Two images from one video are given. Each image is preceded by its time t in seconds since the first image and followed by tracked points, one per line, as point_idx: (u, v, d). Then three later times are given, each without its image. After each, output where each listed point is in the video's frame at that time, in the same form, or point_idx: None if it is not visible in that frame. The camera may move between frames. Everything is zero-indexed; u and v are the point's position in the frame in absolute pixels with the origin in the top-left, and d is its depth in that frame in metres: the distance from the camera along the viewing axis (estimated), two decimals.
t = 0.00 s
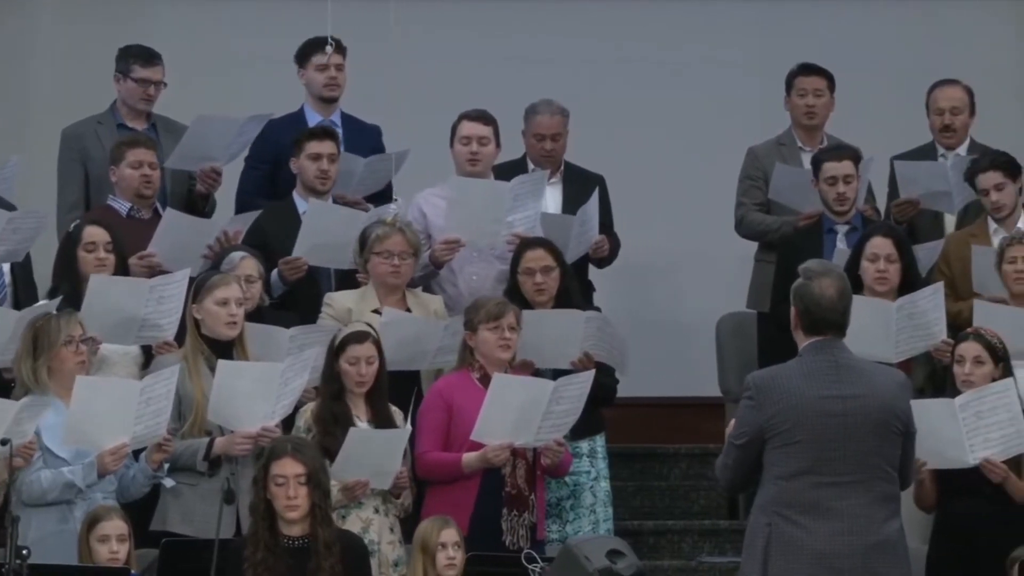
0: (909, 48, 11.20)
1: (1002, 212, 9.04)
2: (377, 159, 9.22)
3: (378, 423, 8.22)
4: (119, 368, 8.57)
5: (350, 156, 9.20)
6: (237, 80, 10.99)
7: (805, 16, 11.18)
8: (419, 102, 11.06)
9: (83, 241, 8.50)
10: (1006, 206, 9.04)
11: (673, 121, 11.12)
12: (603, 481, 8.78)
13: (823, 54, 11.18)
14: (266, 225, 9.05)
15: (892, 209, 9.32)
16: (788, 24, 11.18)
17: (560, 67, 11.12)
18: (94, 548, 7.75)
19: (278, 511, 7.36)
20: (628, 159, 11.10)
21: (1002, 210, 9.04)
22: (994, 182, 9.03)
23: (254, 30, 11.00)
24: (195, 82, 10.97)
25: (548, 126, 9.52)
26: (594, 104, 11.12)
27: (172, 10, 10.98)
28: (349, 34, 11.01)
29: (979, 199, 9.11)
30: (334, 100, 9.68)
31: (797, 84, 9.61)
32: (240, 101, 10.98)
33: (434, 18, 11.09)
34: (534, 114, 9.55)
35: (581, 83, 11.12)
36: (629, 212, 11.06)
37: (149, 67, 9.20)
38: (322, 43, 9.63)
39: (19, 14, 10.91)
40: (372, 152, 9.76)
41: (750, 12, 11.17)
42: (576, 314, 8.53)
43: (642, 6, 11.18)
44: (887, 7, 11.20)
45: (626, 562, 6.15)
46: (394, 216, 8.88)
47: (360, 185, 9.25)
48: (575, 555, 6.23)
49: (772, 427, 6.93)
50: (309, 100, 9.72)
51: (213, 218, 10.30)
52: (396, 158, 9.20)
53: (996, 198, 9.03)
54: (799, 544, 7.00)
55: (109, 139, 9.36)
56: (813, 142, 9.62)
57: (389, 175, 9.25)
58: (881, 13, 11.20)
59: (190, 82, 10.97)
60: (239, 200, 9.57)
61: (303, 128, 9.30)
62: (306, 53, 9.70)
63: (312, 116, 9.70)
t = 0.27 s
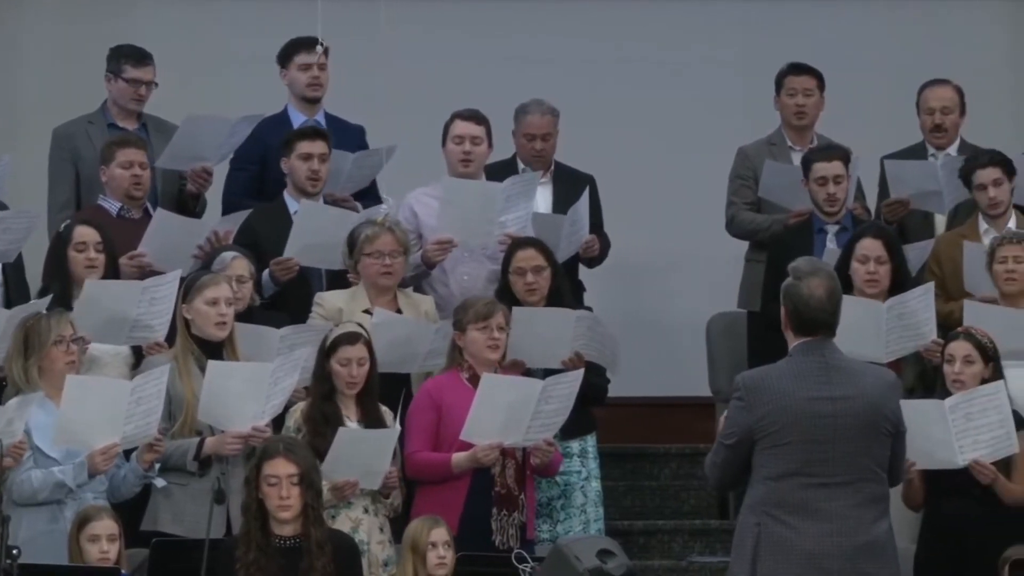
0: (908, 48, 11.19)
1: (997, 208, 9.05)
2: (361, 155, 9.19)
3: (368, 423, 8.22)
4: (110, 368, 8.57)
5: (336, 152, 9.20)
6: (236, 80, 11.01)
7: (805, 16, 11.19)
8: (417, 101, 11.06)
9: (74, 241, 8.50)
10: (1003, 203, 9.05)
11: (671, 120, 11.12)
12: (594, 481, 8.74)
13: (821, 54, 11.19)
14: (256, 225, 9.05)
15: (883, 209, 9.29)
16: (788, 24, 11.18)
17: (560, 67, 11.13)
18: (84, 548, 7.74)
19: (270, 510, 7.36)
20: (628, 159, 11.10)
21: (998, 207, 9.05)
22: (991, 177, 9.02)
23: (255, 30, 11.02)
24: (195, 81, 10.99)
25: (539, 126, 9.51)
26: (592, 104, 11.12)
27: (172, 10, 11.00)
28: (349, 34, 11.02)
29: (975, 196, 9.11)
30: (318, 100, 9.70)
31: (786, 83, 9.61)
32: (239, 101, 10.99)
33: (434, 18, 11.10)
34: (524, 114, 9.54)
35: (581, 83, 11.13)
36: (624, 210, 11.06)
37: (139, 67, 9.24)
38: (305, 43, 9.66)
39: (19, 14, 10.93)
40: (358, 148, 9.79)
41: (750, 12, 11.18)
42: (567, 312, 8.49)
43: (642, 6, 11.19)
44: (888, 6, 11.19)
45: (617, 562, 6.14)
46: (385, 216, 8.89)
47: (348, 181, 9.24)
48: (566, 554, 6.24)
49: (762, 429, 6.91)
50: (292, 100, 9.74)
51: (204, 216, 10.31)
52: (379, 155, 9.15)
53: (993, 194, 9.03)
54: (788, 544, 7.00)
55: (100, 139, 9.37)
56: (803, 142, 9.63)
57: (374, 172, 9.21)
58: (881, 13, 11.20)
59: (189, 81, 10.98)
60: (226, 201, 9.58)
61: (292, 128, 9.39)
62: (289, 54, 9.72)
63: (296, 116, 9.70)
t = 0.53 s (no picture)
0: (907, 49, 11.20)
1: (993, 208, 9.06)
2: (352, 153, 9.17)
3: (359, 423, 8.22)
4: (102, 368, 8.57)
5: (328, 153, 9.18)
6: (235, 79, 11.00)
7: (805, 16, 11.20)
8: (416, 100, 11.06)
9: (67, 241, 8.49)
10: (998, 203, 9.06)
11: (670, 120, 11.12)
12: (588, 481, 8.71)
13: (821, 54, 11.20)
14: (250, 226, 9.05)
15: (875, 209, 9.27)
16: (788, 24, 11.19)
17: (559, 67, 11.14)
18: (77, 548, 7.73)
19: (263, 510, 7.36)
20: (628, 159, 11.10)
21: (994, 206, 9.06)
22: (989, 176, 9.03)
23: (256, 30, 11.02)
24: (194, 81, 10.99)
25: (531, 126, 9.52)
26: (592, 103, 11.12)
27: (174, 9, 11.00)
28: (350, 34, 11.04)
29: (970, 195, 9.11)
30: (308, 100, 9.72)
31: (779, 83, 9.61)
32: (238, 100, 10.99)
33: (435, 18, 11.11)
34: (517, 114, 9.55)
35: (581, 82, 11.13)
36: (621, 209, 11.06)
37: (133, 67, 9.25)
38: (295, 44, 9.69)
39: (19, 13, 10.93)
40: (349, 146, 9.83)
41: (750, 12, 11.19)
42: (561, 313, 8.45)
43: (642, 6, 11.19)
44: (888, 7, 11.20)
45: (609, 563, 6.21)
46: (380, 216, 8.94)
47: (340, 181, 9.24)
48: (559, 555, 6.29)
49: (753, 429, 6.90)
50: (282, 101, 9.75)
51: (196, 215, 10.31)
52: (370, 152, 9.16)
53: (989, 193, 9.04)
54: (779, 544, 6.98)
55: (93, 139, 9.39)
56: (797, 142, 9.66)
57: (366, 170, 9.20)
58: (881, 13, 11.20)
59: (189, 81, 10.99)
60: (217, 203, 9.59)
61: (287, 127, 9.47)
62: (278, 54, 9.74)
63: (285, 117, 9.71)
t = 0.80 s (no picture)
0: (905, 50, 11.20)
1: (984, 208, 9.04)
2: (344, 148, 9.19)
3: (347, 424, 8.22)
4: (92, 369, 8.56)
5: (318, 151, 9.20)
6: (234, 78, 11.02)
7: (805, 16, 11.20)
8: (414, 100, 11.07)
9: (58, 241, 8.49)
10: (990, 203, 9.04)
11: (668, 121, 11.13)
12: (577, 481, 8.71)
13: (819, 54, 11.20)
14: (240, 226, 9.06)
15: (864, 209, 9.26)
16: (788, 24, 11.19)
17: (558, 67, 11.15)
18: (66, 548, 7.71)
19: (252, 510, 7.35)
20: (624, 159, 11.12)
21: (985, 206, 9.04)
22: (982, 177, 9.02)
23: (257, 30, 11.03)
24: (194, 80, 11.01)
25: (519, 123, 9.56)
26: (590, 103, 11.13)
27: (175, 8, 11.01)
28: (351, 34, 11.05)
29: (962, 195, 9.10)
30: (297, 99, 9.73)
31: (770, 83, 9.65)
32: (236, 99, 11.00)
33: (435, 17, 11.11)
34: (506, 111, 9.59)
35: (580, 82, 11.14)
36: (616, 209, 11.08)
37: (122, 67, 9.26)
38: (284, 44, 9.73)
39: (20, 11, 10.94)
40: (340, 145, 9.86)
41: (750, 12, 11.19)
42: (550, 313, 8.44)
43: (643, 6, 11.18)
44: (887, 7, 11.20)
45: (598, 562, 6.17)
46: (369, 216, 8.93)
47: (329, 181, 9.25)
48: (547, 555, 6.25)
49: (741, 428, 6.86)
50: (271, 101, 9.77)
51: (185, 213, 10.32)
52: (360, 147, 9.20)
53: (981, 194, 9.02)
54: (767, 544, 6.93)
55: (82, 139, 9.42)
56: (787, 142, 9.65)
57: (357, 165, 9.22)
58: (880, 14, 11.20)
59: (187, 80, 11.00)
60: (207, 203, 9.58)
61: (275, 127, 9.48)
62: (268, 55, 9.77)
63: (275, 117, 9.73)
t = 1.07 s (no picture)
0: (900, 51, 11.20)
1: (975, 209, 9.03)
2: (336, 151, 9.21)
3: (339, 423, 8.15)
4: (84, 368, 8.52)
5: (310, 153, 9.22)
6: (230, 77, 11.03)
7: (802, 16, 11.20)
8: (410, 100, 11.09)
9: (52, 240, 8.50)
10: (980, 204, 9.03)
11: (664, 121, 11.15)
12: (567, 482, 8.71)
13: (815, 55, 11.21)
14: (230, 225, 9.09)
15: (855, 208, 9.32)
16: (785, 23, 11.19)
17: (555, 67, 11.16)
18: (56, 548, 7.61)
19: (246, 510, 7.35)
20: (623, 159, 11.13)
21: (975, 208, 9.02)
22: (972, 178, 9.01)
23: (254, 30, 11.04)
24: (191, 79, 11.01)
25: (511, 119, 9.66)
26: (586, 103, 11.14)
27: (172, 8, 11.01)
28: (348, 34, 11.05)
29: (953, 196, 9.09)
30: (290, 98, 9.74)
31: (762, 83, 9.69)
32: (233, 99, 11.02)
33: (432, 17, 11.11)
34: (496, 109, 9.70)
35: (576, 83, 11.15)
36: (612, 210, 11.09)
37: (110, 64, 9.34)
38: (278, 44, 9.69)
39: (14, 12, 10.94)
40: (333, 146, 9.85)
41: (746, 12, 11.19)
42: (540, 312, 8.43)
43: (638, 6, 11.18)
44: (883, 7, 11.20)
45: (590, 561, 6.11)
46: (359, 216, 8.92)
47: (320, 182, 9.26)
48: (538, 555, 6.20)
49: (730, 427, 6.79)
50: (266, 101, 9.79)
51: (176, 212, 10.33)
52: (352, 153, 9.21)
53: (971, 195, 9.01)
54: (757, 544, 6.86)
55: (73, 139, 9.46)
56: (778, 142, 9.72)
57: (348, 171, 9.26)
58: (876, 14, 11.20)
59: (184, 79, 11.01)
60: (198, 203, 9.59)
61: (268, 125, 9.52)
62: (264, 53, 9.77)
63: (269, 116, 9.76)
